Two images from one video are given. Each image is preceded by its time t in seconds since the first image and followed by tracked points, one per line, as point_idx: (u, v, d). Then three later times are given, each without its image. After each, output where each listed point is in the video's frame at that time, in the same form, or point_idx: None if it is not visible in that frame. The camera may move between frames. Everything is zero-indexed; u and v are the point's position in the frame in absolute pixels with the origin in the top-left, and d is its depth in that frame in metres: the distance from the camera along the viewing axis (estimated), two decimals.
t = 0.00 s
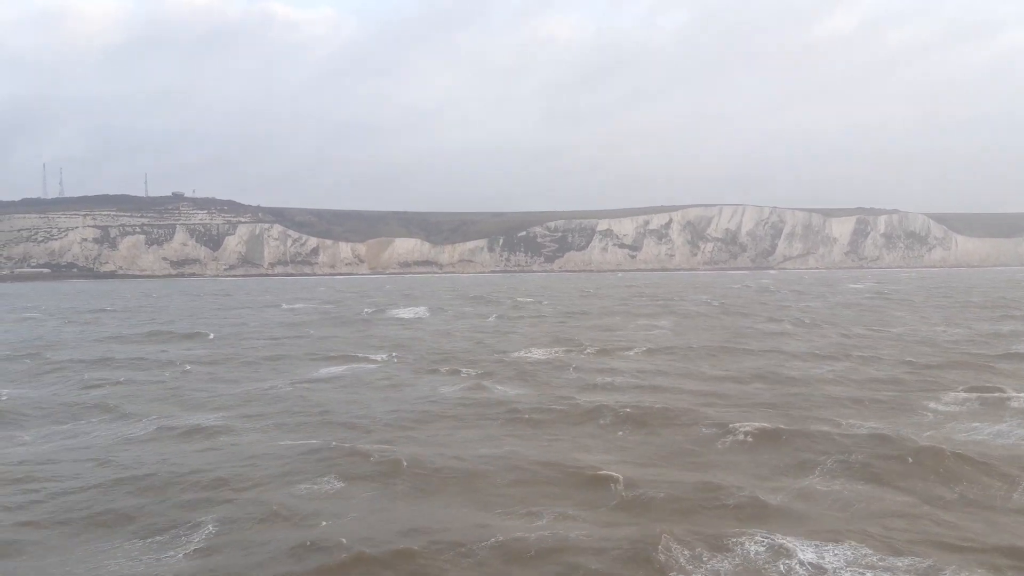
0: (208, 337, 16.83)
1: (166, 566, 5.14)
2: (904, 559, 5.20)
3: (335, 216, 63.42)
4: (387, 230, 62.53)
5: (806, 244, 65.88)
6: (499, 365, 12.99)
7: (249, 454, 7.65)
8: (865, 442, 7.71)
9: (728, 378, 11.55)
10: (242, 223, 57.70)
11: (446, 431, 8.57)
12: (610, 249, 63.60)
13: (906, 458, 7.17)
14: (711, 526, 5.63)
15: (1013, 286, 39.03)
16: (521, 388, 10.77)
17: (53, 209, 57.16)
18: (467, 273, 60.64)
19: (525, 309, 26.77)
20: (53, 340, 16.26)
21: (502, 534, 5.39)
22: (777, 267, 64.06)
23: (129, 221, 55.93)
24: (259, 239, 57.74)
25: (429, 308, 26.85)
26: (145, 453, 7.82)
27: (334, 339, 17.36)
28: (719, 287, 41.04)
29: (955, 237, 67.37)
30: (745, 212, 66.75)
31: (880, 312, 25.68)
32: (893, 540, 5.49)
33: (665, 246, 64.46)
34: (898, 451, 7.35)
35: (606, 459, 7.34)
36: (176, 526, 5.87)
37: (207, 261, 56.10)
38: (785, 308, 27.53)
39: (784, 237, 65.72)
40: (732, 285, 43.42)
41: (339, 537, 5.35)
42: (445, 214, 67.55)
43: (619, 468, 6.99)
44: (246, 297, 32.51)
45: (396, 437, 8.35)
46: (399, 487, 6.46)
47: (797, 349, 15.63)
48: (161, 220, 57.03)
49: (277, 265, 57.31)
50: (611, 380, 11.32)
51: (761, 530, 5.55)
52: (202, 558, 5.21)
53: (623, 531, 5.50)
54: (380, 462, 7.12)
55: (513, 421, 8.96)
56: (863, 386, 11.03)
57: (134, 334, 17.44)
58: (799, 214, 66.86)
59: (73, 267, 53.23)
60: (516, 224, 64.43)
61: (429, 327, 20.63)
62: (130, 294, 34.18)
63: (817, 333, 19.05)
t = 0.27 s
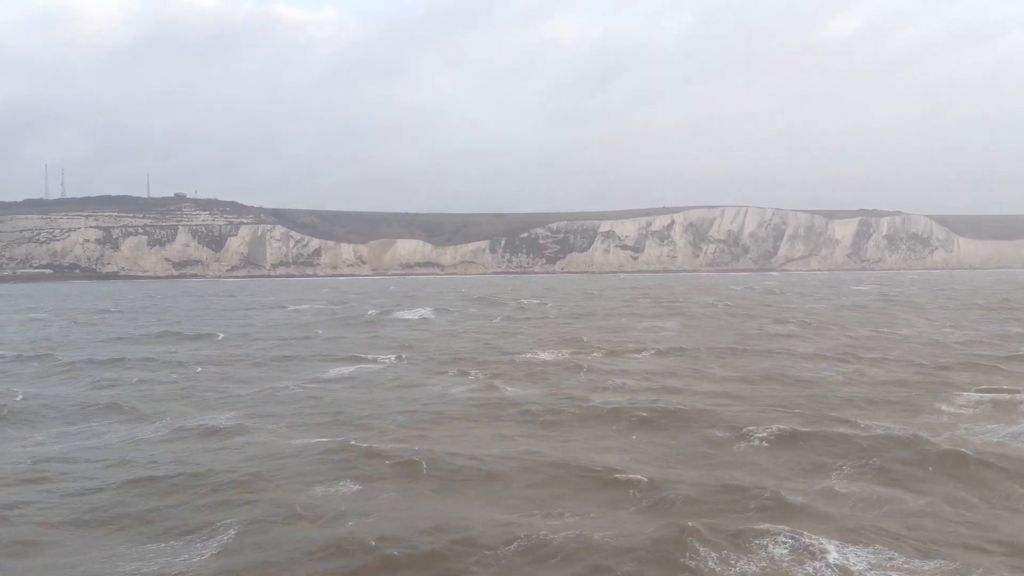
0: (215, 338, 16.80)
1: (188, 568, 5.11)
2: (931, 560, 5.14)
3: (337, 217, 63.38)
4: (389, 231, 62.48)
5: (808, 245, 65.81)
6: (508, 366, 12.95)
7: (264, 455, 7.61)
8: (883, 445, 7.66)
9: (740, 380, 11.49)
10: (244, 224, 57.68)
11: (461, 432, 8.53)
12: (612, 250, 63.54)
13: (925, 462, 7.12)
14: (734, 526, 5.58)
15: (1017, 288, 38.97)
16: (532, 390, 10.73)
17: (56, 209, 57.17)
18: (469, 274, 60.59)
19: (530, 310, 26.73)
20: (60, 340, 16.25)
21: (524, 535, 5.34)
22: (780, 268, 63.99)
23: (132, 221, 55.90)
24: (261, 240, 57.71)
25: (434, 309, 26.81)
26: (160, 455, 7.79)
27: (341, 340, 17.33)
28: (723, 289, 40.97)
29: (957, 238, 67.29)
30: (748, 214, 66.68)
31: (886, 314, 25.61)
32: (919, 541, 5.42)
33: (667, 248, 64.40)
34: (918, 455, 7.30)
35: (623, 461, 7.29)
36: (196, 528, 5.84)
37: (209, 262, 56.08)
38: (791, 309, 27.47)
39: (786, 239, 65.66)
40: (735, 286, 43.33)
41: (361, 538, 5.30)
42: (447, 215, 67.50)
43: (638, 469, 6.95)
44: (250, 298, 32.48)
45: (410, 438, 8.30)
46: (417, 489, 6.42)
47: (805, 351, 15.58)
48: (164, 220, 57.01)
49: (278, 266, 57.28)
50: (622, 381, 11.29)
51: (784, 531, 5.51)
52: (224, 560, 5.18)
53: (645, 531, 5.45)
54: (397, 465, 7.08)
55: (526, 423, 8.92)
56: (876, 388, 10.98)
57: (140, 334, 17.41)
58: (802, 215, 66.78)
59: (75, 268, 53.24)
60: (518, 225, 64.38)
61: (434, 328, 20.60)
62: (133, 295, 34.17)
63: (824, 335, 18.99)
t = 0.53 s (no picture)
0: (221, 337, 16.73)
1: (208, 570, 5.04)
2: (961, 560, 5.06)
3: (339, 217, 63.29)
4: (391, 231, 62.38)
5: (811, 245, 65.72)
6: (518, 366, 12.87)
7: (278, 455, 7.55)
8: (903, 446, 7.57)
9: (752, 380, 11.41)
10: (246, 224, 57.58)
11: (475, 432, 8.46)
12: (614, 250, 63.44)
13: (947, 464, 7.03)
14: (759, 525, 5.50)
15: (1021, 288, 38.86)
16: (544, 390, 10.66)
17: (58, 209, 57.10)
18: (470, 274, 60.50)
19: (534, 310, 26.65)
20: (66, 340, 16.19)
21: (547, 534, 5.28)
22: (782, 268, 63.90)
23: (133, 221, 55.80)
24: (263, 239, 57.62)
25: (438, 309, 26.74)
26: (173, 455, 7.73)
27: (348, 339, 17.25)
28: (726, 289, 40.89)
29: (960, 238, 67.19)
30: (750, 213, 66.56)
31: (892, 313, 25.51)
32: (947, 541, 5.34)
33: (670, 247, 64.30)
34: (938, 455, 7.22)
35: (641, 462, 7.22)
36: (214, 529, 5.78)
37: (211, 262, 55.99)
38: (796, 309, 27.38)
39: (789, 238, 65.53)
40: (738, 286, 43.23)
41: (382, 539, 5.23)
42: (448, 215, 67.42)
43: (658, 470, 6.88)
44: (253, 298, 32.37)
45: (425, 437, 8.23)
46: (436, 489, 6.35)
47: (815, 351, 15.49)
48: (166, 220, 56.92)
49: (281, 266, 57.21)
50: (634, 381, 11.21)
51: (810, 529, 5.43)
52: (243, 562, 5.11)
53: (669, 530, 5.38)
54: (413, 465, 7.00)
55: (540, 423, 8.85)
56: (890, 388, 10.89)
57: (147, 333, 17.34)
58: (804, 215, 66.65)
59: (77, 268, 53.18)
60: (520, 225, 64.27)
61: (440, 327, 20.52)
62: (137, 295, 34.10)
63: (831, 334, 18.90)
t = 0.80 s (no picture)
0: (230, 337, 16.75)
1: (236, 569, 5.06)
2: (986, 559, 5.08)
3: (341, 217, 63.30)
4: (394, 231, 62.39)
5: (813, 245, 65.72)
6: (528, 366, 12.89)
7: (297, 455, 7.57)
8: (920, 446, 7.58)
9: (763, 380, 11.42)
10: (249, 224, 57.60)
11: (492, 432, 8.48)
12: (616, 250, 63.45)
13: (966, 464, 7.04)
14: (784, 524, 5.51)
15: None
16: (556, 390, 10.67)
17: (61, 210, 57.14)
18: (472, 274, 60.55)
19: (539, 310, 26.67)
20: (75, 340, 16.22)
21: (573, 534, 5.30)
22: (784, 268, 63.90)
23: (136, 222, 55.82)
24: (266, 240, 57.64)
25: (443, 309, 26.77)
26: (191, 454, 7.75)
27: (356, 340, 17.27)
28: (728, 289, 40.91)
29: (962, 238, 67.17)
30: (752, 213, 66.54)
31: (897, 314, 25.51)
32: (971, 539, 5.37)
33: (672, 248, 64.31)
34: (956, 457, 7.23)
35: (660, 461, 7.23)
36: (239, 528, 5.80)
37: (214, 262, 56.02)
38: (800, 309, 27.39)
39: (791, 238, 65.49)
40: (741, 286, 43.25)
41: (409, 540, 5.25)
42: (451, 216, 67.43)
43: (678, 470, 6.89)
44: (258, 298, 32.40)
45: (441, 437, 8.25)
46: (457, 488, 6.36)
47: (823, 350, 15.50)
48: (168, 221, 56.94)
49: (283, 267, 57.25)
50: (646, 381, 11.23)
51: (835, 528, 5.45)
52: (270, 561, 5.14)
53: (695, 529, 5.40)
54: (433, 465, 7.02)
55: (555, 423, 8.87)
56: (902, 388, 10.90)
57: (155, 334, 17.36)
58: (806, 215, 66.62)
59: (80, 268, 53.26)
60: (522, 225, 64.27)
61: (446, 327, 20.56)
62: (141, 295, 34.16)
63: (837, 335, 18.91)
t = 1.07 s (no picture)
0: (236, 336, 16.73)
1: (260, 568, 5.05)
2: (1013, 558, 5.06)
3: (343, 216, 63.27)
4: (396, 230, 62.35)
5: (815, 243, 65.71)
6: (537, 364, 12.86)
7: (312, 454, 7.54)
8: (938, 446, 7.56)
9: (774, 378, 11.39)
10: (251, 223, 57.54)
11: (506, 430, 8.44)
12: (618, 249, 63.43)
13: (985, 463, 7.01)
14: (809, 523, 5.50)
15: None
16: (567, 388, 10.64)
17: (63, 209, 57.08)
18: (474, 273, 60.52)
19: (543, 308, 26.64)
20: (82, 338, 16.18)
21: (598, 535, 5.27)
22: (786, 267, 63.88)
23: (138, 221, 55.76)
24: (268, 239, 57.58)
25: (447, 308, 26.75)
26: (207, 453, 7.73)
27: (362, 338, 17.24)
28: (731, 287, 40.89)
29: (964, 236, 67.14)
30: (754, 212, 66.47)
31: (901, 312, 25.51)
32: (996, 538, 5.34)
33: (674, 246, 64.25)
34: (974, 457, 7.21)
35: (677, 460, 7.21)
36: (260, 527, 5.79)
37: (216, 261, 55.98)
38: (804, 308, 27.36)
39: (793, 237, 65.43)
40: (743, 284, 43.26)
41: (434, 541, 5.23)
42: (452, 214, 67.38)
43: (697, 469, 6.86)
44: (260, 296, 32.36)
45: (456, 436, 8.21)
46: (477, 487, 6.34)
47: (831, 349, 15.46)
48: (170, 220, 56.88)
49: (285, 266, 57.22)
50: (657, 379, 11.20)
51: (859, 526, 5.43)
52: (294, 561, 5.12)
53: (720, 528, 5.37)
54: (451, 464, 7.00)
55: (569, 422, 8.84)
56: (914, 386, 10.87)
57: (161, 332, 17.32)
58: (808, 213, 66.56)
59: (82, 268, 53.26)
60: (524, 224, 64.22)
61: (452, 326, 20.53)
62: (144, 294, 34.13)
63: (843, 333, 18.88)
